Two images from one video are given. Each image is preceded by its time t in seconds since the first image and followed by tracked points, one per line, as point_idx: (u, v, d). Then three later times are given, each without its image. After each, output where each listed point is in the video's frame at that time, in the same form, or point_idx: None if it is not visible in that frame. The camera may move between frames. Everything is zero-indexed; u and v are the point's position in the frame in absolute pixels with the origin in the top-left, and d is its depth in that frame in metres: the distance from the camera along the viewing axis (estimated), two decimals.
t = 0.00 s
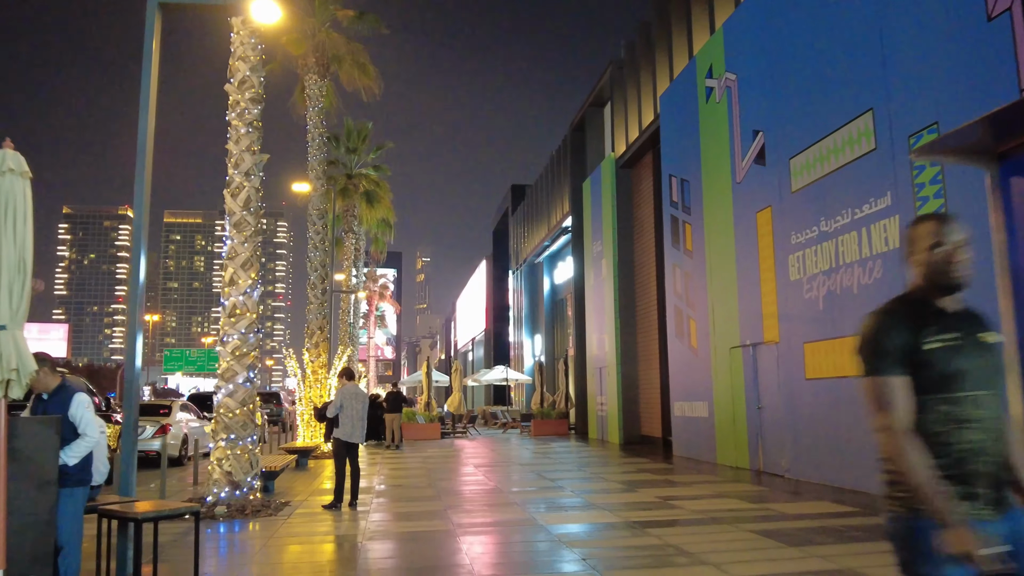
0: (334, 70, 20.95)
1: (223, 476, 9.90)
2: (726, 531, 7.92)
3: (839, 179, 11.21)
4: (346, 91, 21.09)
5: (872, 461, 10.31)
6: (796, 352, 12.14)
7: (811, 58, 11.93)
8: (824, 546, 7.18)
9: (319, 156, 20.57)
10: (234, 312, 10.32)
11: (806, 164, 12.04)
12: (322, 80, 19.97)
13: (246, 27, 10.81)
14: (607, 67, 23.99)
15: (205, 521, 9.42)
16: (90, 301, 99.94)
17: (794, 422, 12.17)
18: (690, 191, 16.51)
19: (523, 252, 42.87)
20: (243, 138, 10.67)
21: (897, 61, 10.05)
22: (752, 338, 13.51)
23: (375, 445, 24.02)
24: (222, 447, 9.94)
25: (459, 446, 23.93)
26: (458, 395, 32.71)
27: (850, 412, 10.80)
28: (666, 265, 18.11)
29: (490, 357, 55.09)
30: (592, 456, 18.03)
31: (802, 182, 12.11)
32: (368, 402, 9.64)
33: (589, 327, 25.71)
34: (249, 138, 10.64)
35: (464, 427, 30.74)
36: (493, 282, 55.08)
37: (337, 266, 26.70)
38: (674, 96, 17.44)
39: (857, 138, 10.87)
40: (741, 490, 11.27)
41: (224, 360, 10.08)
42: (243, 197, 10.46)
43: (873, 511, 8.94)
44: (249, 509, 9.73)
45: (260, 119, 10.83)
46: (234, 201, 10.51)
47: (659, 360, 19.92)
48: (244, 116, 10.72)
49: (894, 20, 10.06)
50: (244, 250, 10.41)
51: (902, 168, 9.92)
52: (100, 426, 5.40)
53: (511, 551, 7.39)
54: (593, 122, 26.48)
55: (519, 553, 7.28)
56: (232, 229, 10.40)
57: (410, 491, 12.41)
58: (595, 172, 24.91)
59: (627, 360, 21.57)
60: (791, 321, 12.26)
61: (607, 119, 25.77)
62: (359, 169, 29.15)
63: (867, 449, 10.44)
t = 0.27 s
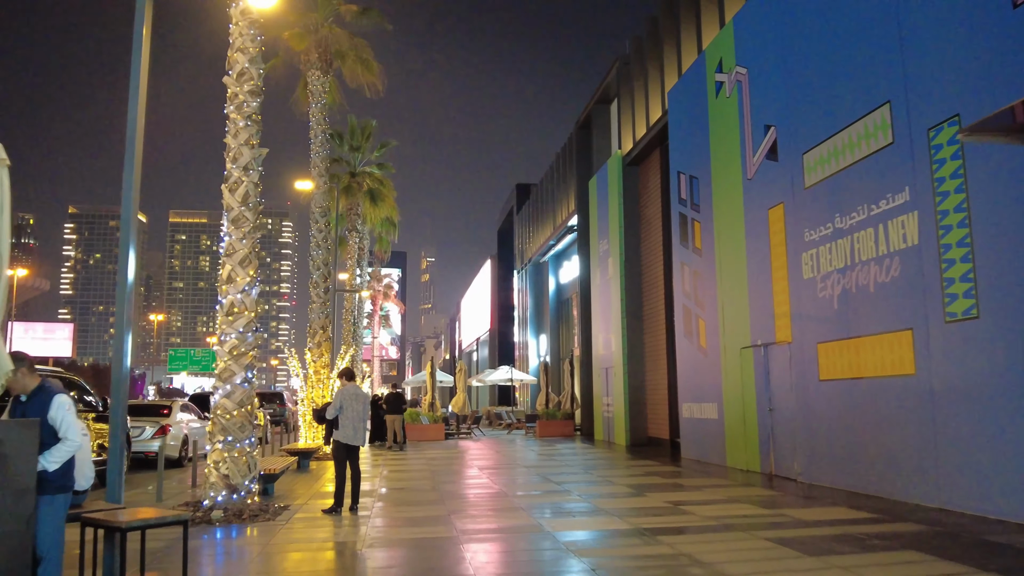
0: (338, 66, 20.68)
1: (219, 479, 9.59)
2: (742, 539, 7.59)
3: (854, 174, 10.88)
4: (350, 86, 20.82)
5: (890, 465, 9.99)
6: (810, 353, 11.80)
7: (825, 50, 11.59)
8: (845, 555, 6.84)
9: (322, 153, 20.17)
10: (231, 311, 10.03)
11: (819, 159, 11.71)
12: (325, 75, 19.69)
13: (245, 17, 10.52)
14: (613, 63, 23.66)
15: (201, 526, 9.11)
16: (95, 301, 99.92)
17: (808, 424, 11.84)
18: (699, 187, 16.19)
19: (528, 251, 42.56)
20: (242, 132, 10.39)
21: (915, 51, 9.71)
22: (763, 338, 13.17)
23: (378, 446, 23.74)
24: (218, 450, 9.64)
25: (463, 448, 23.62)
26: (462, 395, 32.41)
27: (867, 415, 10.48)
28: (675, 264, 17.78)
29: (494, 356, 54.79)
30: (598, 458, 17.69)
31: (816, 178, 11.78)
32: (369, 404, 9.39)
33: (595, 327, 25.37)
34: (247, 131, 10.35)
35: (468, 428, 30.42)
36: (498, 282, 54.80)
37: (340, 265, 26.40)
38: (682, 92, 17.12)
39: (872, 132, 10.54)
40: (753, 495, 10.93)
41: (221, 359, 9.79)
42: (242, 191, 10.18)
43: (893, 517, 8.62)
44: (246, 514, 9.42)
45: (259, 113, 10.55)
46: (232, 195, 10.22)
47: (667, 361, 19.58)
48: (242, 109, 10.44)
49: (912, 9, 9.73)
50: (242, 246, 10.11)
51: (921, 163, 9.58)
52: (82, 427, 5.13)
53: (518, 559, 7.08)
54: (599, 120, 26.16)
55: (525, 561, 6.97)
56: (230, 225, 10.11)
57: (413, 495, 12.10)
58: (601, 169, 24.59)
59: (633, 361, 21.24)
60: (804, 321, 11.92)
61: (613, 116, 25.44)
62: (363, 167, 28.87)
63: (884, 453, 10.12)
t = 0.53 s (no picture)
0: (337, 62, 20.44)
1: (213, 481, 9.35)
2: (752, 544, 7.31)
3: (865, 169, 10.59)
4: (350, 82, 20.58)
5: (902, 467, 9.70)
6: (819, 352, 11.52)
7: (834, 42, 11.30)
8: (859, 562, 6.56)
9: (321, 150, 19.86)
10: (225, 308, 9.76)
11: (829, 153, 11.42)
12: (325, 72, 19.42)
13: (240, 7, 10.26)
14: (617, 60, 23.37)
15: (193, 529, 8.85)
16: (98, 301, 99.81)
17: (817, 425, 11.55)
18: (704, 184, 15.90)
19: (530, 251, 42.27)
20: (236, 125, 10.12)
21: (928, 41, 9.43)
22: (771, 337, 12.88)
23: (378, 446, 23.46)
24: (211, 451, 9.38)
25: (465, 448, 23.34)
26: (464, 396, 32.14)
27: (878, 416, 10.19)
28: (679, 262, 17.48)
29: (497, 356, 54.51)
30: (601, 459, 17.41)
31: (825, 173, 11.50)
32: (366, 403, 9.09)
33: (598, 327, 25.10)
34: (242, 124, 10.09)
35: (470, 429, 30.15)
36: (500, 282, 54.49)
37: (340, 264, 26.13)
38: (687, 87, 16.84)
39: (883, 125, 10.25)
40: (761, 497, 10.65)
41: (215, 357, 9.52)
42: (236, 185, 9.92)
43: (907, 521, 8.33)
44: (240, 517, 9.17)
45: (254, 105, 10.28)
46: (226, 190, 9.95)
47: (671, 360, 19.30)
48: (237, 101, 10.16)
49: None
50: (236, 242, 9.84)
51: (935, 156, 9.29)
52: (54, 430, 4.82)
53: (520, 565, 6.80)
54: (602, 117, 25.87)
55: (527, 567, 6.69)
56: (223, 220, 9.84)
57: (412, 497, 11.81)
58: (604, 167, 24.30)
59: (637, 360, 20.95)
60: (813, 320, 11.63)
61: (617, 113, 25.15)
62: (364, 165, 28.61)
63: (896, 455, 9.83)
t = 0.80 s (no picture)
0: (333, 57, 20.19)
1: (201, 485, 9.02)
2: (759, 552, 7.00)
3: (873, 162, 10.29)
4: (346, 78, 20.30)
5: (914, 469, 9.39)
6: (827, 351, 11.21)
7: (839, 32, 11.00)
8: (872, 569, 6.27)
9: (318, 147, 19.49)
10: (213, 306, 9.45)
11: (835, 147, 11.11)
12: (321, 68, 19.13)
13: None
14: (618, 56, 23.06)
15: (180, 535, 8.54)
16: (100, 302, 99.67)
17: (824, 426, 11.24)
18: (707, 180, 15.60)
19: (530, 250, 41.96)
20: (226, 117, 9.82)
21: (937, 29, 9.12)
22: (776, 336, 12.57)
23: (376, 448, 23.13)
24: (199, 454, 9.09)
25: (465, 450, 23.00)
26: (464, 396, 31.81)
27: (888, 416, 9.88)
28: (682, 260, 17.18)
29: (497, 356, 54.21)
30: (602, 461, 17.10)
31: (832, 167, 11.19)
32: (358, 405, 8.81)
33: (599, 326, 24.76)
34: (232, 116, 9.79)
35: (470, 429, 29.83)
36: (501, 282, 54.15)
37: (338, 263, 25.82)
38: (689, 81, 16.53)
39: (891, 117, 9.95)
40: (766, 501, 10.34)
41: (203, 356, 9.22)
42: (225, 179, 9.62)
43: (920, 525, 8.02)
44: (229, 522, 8.86)
45: (244, 98, 10.00)
46: (216, 184, 9.65)
47: (673, 360, 18.99)
48: (226, 93, 9.87)
49: None
50: (225, 238, 9.54)
51: (945, 148, 8.99)
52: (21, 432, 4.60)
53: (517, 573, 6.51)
54: (603, 114, 25.57)
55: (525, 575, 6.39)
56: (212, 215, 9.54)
57: (410, 500, 11.50)
58: (605, 164, 24.01)
59: (638, 360, 20.65)
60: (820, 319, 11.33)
61: (617, 110, 24.85)
62: (361, 163, 28.32)
63: (907, 456, 9.52)
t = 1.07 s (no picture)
0: (332, 53, 19.97)
1: (193, 489, 8.75)
2: (772, 559, 6.70)
3: (884, 156, 10.00)
4: (345, 74, 20.08)
5: (928, 473, 9.11)
6: (836, 351, 10.93)
7: (849, 22, 10.71)
8: None
9: (317, 144, 19.23)
10: (206, 304, 9.19)
11: (845, 141, 10.82)
12: (321, 63, 18.91)
13: None
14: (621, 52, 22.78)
15: (171, 541, 8.28)
16: (102, 301, 99.44)
17: (834, 428, 10.96)
18: (712, 176, 15.32)
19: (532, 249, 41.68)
20: (220, 110, 9.55)
21: (953, 18, 8.82)
22: (784, 335, 12.30)
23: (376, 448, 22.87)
24: (192, 456, 8.82)
25: (466, 450, 22.71)
26: (465, 396, 31.54)
27: (901, 418, 9.59)
28: (686, 258, 16.90)
29: (499, 356, 53.92)
30: (605, 462, 16.83)
31: (842, 161, 10.91)
32: (354, 407, 8.55)
33: (602, 325, 24.47)
34: (226, 109, 9.54)
35: (471, 430, 29.56)
36: (502, 282, 53.87)
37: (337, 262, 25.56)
38: (694, 76, 16.24)
39: (903, 109, 9.66)
40: (775, 504, 10.06)
41: (197, 355, 8.96)
42: (218, 174, 9.35)
43: (937, 531, 7.74)
44: (221, 527, 8.60)
45: (238, 91, 9.75)
46: (209, 179, 9.38)
47: (678, 360, 18.71)
48: (220, 86, 9.60)
49: None
50: (218, 234, 9.28)
51: (961, 141, 8.70)
52: None
53: None
54: (605, 111, 25.29)
55: None
56: (205, 211, 9.28)
57: (409, 504, 11.23)
58: (608, 162, 23.73)
59: (642, 360, 20.38)
60: (830, 317, 11.05)
61: (620, 107, 24.57)
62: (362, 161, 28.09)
63: (921, 459, 9.25)
